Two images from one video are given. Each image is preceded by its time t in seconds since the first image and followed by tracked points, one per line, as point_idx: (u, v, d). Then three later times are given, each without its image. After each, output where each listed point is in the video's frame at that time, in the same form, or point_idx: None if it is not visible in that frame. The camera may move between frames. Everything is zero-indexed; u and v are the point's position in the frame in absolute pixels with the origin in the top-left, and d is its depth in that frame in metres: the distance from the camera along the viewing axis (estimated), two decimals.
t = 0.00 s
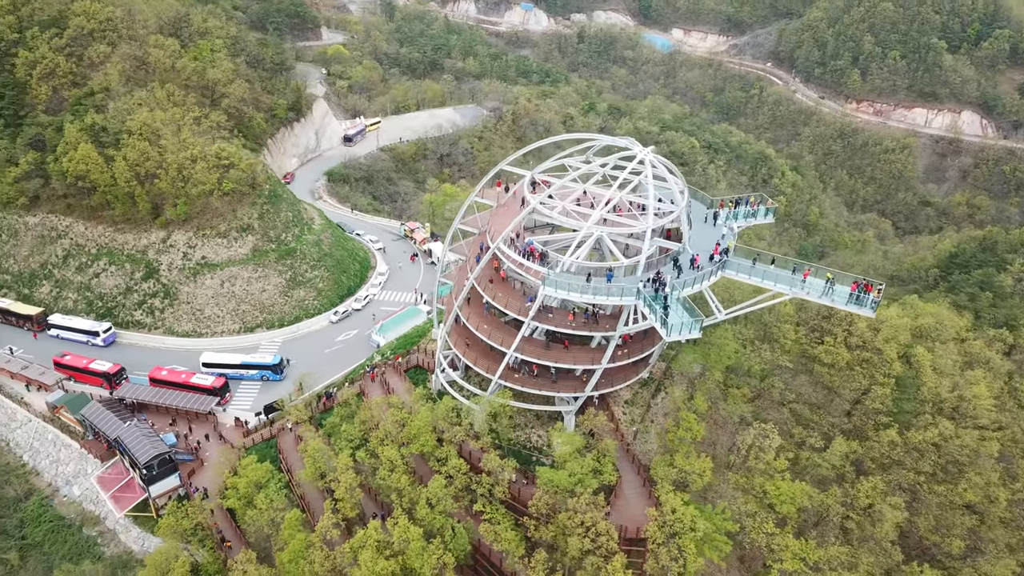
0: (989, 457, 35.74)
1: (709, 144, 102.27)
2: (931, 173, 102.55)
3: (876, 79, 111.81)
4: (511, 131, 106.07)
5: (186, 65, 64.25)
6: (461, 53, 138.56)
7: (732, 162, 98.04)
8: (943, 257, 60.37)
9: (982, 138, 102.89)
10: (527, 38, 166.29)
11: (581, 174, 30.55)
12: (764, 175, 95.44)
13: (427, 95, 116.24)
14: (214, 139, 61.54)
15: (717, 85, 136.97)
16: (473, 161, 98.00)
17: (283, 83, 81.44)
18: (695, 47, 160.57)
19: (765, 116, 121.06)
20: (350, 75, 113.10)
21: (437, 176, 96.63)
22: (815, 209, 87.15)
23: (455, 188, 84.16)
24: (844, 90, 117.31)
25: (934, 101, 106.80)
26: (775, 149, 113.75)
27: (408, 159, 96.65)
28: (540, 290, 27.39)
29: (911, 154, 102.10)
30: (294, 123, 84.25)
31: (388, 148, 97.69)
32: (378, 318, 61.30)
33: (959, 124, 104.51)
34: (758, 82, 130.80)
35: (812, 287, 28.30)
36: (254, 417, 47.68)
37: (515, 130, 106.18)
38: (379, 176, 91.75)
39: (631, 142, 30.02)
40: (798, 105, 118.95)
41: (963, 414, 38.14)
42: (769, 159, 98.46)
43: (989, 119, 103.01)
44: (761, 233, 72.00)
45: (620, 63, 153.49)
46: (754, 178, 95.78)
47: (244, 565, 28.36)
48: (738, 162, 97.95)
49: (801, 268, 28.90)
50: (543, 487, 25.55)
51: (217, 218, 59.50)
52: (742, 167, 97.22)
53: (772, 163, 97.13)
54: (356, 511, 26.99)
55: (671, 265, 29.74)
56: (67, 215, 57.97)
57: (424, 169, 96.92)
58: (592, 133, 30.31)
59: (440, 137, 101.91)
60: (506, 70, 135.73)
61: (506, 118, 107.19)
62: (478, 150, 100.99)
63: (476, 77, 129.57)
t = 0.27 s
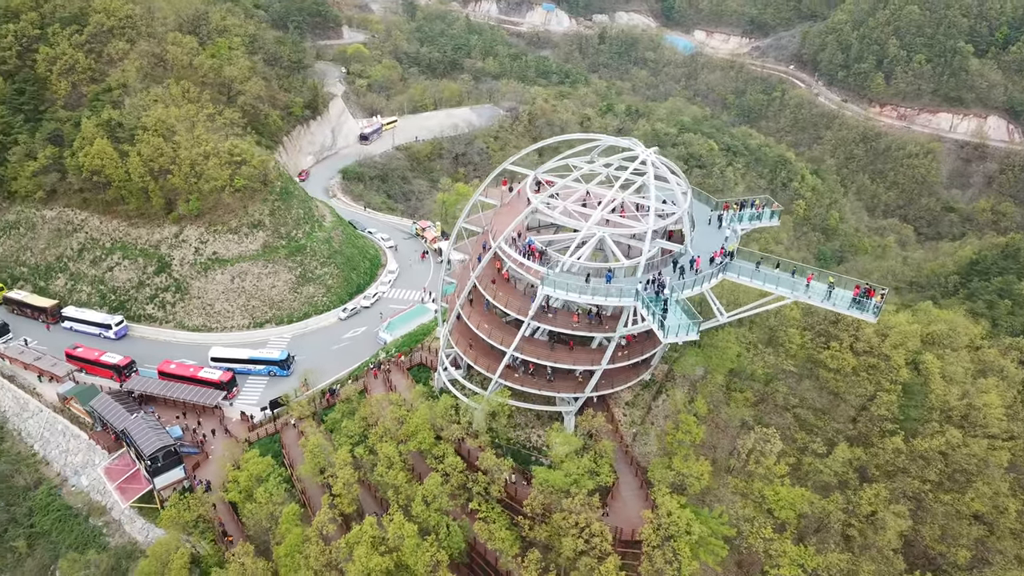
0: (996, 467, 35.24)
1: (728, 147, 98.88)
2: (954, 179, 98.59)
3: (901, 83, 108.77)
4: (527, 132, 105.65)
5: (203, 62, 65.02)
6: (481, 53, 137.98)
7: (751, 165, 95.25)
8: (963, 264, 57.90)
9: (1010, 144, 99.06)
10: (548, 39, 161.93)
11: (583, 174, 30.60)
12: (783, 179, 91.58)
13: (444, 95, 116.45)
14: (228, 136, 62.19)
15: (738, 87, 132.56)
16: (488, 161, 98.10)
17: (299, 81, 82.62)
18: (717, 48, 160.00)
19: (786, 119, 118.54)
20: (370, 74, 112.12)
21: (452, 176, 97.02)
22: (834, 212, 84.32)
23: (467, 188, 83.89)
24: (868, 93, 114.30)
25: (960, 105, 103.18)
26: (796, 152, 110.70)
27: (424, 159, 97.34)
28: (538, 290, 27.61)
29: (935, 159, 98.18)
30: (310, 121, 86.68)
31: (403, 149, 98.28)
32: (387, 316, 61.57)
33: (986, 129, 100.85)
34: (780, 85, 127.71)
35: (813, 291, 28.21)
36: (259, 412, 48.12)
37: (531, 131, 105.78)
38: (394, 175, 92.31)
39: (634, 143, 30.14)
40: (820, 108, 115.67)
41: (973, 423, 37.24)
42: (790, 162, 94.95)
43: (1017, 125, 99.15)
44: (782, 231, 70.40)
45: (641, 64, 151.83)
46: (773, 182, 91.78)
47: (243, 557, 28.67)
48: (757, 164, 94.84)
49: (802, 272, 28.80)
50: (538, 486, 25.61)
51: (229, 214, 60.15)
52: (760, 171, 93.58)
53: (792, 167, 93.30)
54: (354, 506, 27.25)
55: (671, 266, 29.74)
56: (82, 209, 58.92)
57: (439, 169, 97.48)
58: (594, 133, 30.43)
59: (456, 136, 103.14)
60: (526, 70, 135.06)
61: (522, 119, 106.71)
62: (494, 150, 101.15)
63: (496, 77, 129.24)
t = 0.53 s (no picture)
0: (1006, 476, 34.22)
1: (745, 150, 96.68)
2: (978, 184, 97.26)
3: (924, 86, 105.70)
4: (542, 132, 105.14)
5: (218, 60, 65.71)
6: (500, 53, 137.19)
7: (768, 168, 92.12)
8: (982, 271, 56.32)
9: None
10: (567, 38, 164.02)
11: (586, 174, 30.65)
12: (801, 182, 89.62)
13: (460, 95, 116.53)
14: (240, 134, 62.75)
15: (758, 90, 129.96)
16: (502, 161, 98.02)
17: (315, 79, 83.58)
18: (738, 51, 153.14)
19: (806, 122, 114.67)
20: (388, 74, 114.32)
21: (466, 175, 97.24)
22: (853, 216, 83.57)
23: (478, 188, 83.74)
24: (889, 97, 111.01)
25: (985, 110, 100.86)
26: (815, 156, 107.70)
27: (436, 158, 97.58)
28: (538, 290, 27.76)
29: (958, 164, 95.47)
30: (326, 119, 87.33)
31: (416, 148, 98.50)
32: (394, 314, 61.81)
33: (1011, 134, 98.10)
34: (800, 87, 123.35)
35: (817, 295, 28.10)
36: (264, 407, 48.49)
37: (546, 131, 105.28)
38: (408, 174, 92.76)
39: (637, 144, 30.24)
40: (841, 110, 111.79)
41: (982, 431, 36.30)
42: (810, 165, 91.68)
43: None
44: (798, 234, 69.66)
45: (661, 66, 147.21)
46: (791, 186, 89.73)
47: (242, 550, 28.94)
48: (775, 167, 92.62)
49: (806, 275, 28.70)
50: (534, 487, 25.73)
51: (240, 211, 60.77)
52: (778, 174, 90.93)
53: (811, 170, 90.10)
54: (352, 503, 27.56)
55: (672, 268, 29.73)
56: (97, 204, 59.80)
57: (454, 168, 98.00)
58: (597, 133, 30.56)
59: (471, 137, 103.48)
60: (544, 70, 134.00)
61: (536, 119, 105.96)
62: (508, 151, 101.01)
63: (513, 77, 128.32)
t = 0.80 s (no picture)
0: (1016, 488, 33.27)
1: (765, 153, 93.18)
2: (1003, 192, 97.02)
3: (949, 90, 103.77)
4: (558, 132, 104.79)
5: (235, 58, 66.35)
6: (520, 54, 136.80)
7: (788, 172, 89.27)
8: (1003, 277, 55.09)
9: None
10: (588, 40, 161.10)
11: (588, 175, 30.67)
12: (822, 185, 86.52)
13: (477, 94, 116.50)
14: (253, 131, 63.32)
15: (780, 93, 127.03)
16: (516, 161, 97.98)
17: (331, 78, 84.48)
18: (761, 54, 154.02)
19: (829, 125, 111.05)
20: (407, 73, 114.13)
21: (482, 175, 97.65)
22: (873, 221, 82.09)
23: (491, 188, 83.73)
24: (914, 101, 109.55)
25: (1012, 115, 99.23)
26: (836, 160, 104.62)
27: (452, 158, 98.06)
28: (536, 289, 27.89)
29: (984, 170, 93.16)
30: (341, 118, 88.50)
31: (432, 148, 98.64)
32: (403, 312, 62.22)
33: None
34: (823, 91, 120.66)
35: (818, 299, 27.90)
36: (270, 402, 48.90)
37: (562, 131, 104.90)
38: (423, 173, 93.11)
39: (640, 145, 30.29)
40: (864, 115, 108.68)
41: (991, 441, 35.52)
42: (830, 169, 88.85)
43: None
44: (814, 236, 69.65)
45: (682, 68, 144.16)
46: (811, 190, 86.49)
47: (241, 543, 29.25)
48: (794, 171, 89.12)
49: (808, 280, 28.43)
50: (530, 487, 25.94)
51: (251, 207, 61.25)
52: (798, 178, 87.86)
53: (831, 175, 87.52)
54: (349, 498, 27.99)
55: (672, 271, 29.59)
56: (113, 198, 60.65)
57: (469, 168, 98.47)
58: (599, 134, 30.62)
59: (487, 136, 103.72)
60: (564, 71, 133.12)
61: (553, 119, 105.47)
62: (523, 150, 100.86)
63: (533, 78, 128.00)
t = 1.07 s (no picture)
0: None
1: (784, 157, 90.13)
2: None
3: (976, 94, 101.28)
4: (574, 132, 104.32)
5: (252, 56, 67.06)
6: (540, 54, 136.43)
7: (808, 175, 86.99)
8: None
9: None
10: (609, 42, 158.27)
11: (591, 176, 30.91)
12: (842, 190, 84.22)
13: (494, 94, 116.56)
14: (266, 128, 63.86)
15: (803, 96, 123.64)
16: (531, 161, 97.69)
17: (347, 76, 85.33)
18: (784, 56, 152.12)
19: (851, 129, 107.64)
20: (427, 72, 114.66)
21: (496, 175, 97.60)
22: (895, 226, 80.38)
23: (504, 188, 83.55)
24: (939, 105, 106.95)
25: None
26: (858, 164, 100.76)
27: (467, 157, 98.28)
28: (536, 289, 28.14)
29: (1012, 176, 90.01)
30: (356, 116, 89.31)
31: (448, 147, 98.97)
32: (411, 310, 62.44)
33: None
34: (847, 94, 117.73)
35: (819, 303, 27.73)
36: (276, 397, 49.25)
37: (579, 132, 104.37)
38: (437, 172, 93.45)
39: (642, 147, 30.66)
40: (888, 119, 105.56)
41: (1000, 451, 34.84)
42: (851, 173, 86.24)
43: None
44: (833, 240, 68.99)
45: (704, 70, 143.49)
46: (831, 194, 84.46)
47: (240, 536, 29.63)
48: (814, 174, 86.57)
49: (809, 284, 28.31)
50: (526, 485, 26.07)
51: (263, 204, 61.80)
52: (818, 181, 85.70)
53: (853, 178, 85.11)
54: (347, 494, 28.29)
55: (674, 273, 29.63)
56: (129, 193, 61.51)
57: (484, 167, 98.56)
58: (602, 135, 31.01)
59: (503, 136, 103.76)
60: (585, 72, 132.42)
61: (569, 119, 104.96)
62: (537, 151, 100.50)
63: (552, 78, 127.54)
